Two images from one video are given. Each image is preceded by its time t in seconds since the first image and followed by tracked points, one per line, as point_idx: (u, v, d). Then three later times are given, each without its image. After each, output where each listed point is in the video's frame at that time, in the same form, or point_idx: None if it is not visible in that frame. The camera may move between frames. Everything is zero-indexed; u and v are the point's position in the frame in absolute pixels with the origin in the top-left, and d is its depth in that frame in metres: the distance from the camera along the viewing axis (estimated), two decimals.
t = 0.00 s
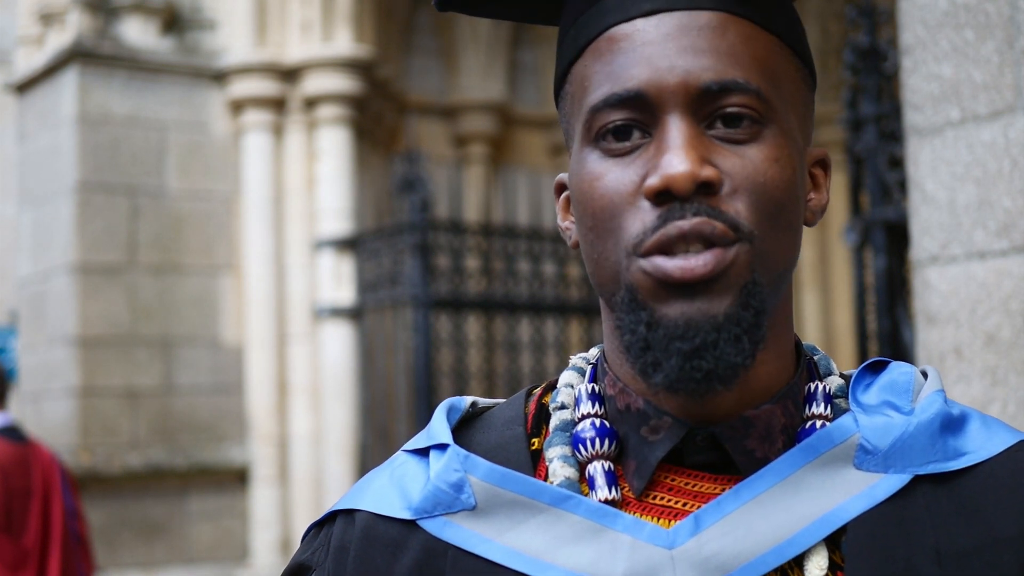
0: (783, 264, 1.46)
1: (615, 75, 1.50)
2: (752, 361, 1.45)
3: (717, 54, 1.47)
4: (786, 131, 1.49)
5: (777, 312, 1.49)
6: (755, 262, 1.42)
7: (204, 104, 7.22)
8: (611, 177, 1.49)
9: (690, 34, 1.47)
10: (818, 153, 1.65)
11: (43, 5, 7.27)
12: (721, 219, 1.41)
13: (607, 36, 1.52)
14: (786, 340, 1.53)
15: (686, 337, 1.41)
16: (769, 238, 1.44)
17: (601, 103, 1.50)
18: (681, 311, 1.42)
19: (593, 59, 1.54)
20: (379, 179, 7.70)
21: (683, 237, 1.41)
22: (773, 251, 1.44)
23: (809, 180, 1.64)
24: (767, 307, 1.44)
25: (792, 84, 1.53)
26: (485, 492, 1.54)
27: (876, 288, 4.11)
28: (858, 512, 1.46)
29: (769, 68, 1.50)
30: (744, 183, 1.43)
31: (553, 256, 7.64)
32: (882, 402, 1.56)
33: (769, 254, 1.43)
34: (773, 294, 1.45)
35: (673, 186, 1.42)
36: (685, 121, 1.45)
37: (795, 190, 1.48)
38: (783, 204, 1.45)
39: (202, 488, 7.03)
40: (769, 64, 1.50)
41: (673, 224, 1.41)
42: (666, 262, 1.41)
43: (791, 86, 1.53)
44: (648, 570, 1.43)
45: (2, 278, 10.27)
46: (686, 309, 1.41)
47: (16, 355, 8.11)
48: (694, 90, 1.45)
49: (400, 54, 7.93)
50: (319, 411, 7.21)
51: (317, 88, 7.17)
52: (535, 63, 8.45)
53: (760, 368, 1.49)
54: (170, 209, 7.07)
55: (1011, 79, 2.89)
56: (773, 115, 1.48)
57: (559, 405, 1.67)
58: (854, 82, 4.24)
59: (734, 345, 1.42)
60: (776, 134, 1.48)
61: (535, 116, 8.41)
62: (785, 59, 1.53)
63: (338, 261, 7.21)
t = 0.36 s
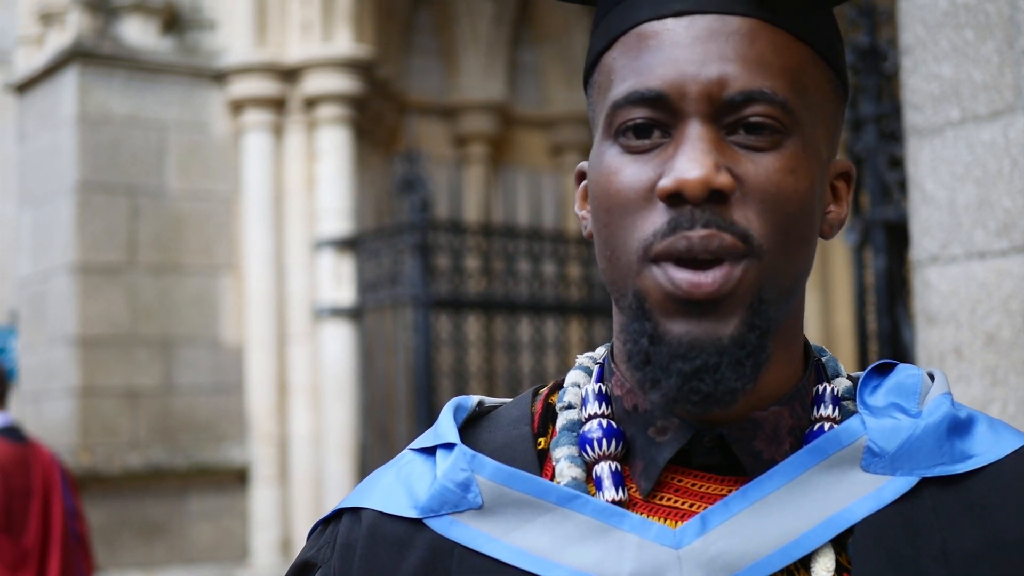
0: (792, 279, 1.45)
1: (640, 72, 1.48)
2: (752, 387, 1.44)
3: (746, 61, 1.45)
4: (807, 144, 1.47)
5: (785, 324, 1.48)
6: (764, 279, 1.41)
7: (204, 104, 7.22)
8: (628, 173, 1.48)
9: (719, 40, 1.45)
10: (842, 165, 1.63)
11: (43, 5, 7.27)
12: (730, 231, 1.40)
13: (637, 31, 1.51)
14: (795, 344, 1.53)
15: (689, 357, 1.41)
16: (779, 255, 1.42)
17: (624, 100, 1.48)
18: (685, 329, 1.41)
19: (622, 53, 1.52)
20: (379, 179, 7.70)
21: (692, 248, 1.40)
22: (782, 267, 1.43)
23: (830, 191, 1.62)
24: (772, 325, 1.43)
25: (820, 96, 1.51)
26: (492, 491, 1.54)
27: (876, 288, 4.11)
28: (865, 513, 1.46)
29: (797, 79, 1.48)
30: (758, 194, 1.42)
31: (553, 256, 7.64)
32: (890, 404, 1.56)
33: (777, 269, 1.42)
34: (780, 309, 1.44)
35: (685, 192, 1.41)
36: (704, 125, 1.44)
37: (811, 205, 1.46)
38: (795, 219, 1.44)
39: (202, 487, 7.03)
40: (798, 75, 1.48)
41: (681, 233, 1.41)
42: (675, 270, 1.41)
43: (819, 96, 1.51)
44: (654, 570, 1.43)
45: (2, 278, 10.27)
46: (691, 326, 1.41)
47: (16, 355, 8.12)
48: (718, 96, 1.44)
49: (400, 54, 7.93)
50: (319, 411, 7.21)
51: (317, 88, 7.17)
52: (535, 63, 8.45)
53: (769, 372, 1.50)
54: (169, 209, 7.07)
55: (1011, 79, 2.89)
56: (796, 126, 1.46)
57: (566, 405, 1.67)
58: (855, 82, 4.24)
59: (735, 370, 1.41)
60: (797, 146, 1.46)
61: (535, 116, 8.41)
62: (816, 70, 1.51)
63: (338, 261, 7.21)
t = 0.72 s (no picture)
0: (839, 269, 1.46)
1: (685, 66, 1.48)
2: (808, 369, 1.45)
3: (789, 53, 1.46)
4: (848, 136, 1.49)
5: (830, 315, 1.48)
6: (818, 268, 1.42)
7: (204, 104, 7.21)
8: (675, 169, 1.47)
9: (765, 31, 1.46)
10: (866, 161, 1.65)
11: (43, 6, 7.27)
12: (790, 219, 1.40)
13: (677, 26, 1.50)
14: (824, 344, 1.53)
15: (750, 341, 1.41)
16: (832, 244, 1.43)
17: (670, 94, 1.48)
18: (743, 314, 1.41)
19: (660, 49, 1.51)
20: (379, 179, 7.70)
21: (751, 235, 1.40)
22: (833, 258, 1.44)
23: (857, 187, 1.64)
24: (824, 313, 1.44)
25: (853, 90, 1.53)
26: (516, 486, 1.54)
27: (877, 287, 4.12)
28: (890, 515, 1.46)
29: (835, 71, 1.49)
30: (811, 185, 1.43)
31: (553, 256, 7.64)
32: (915, 406, 1.56)
33: (830, 258, 1.43)
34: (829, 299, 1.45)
35: (744, 182, 1.40)
36: (755, 117, 1.44)
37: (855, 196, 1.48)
38: (844, 209, 1.45)
39: (202, 488, 7.03)
40: (837, 68, 1.49)
41: (740, 222, 1.40)
42: (734, 262, 1.40)
43: (852, 89, 1.53)
44: (677, 570, 1.43)
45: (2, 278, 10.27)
46: (750, 312, 1.41)
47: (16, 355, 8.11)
48: (769, 87, 1.44)
49: (399, 54, 7.93)
50: (319, 411, 7.21)
51: (316, 88, 7.17)
52: (535, 63, 8.45)
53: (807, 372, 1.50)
54: (170, 209, 7.06)
55: (1011, 79, 2.89)
56: (839, 118, 1.47)
57: (590, 400, 1.67)
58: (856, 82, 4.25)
59: (797, 352, 1.42)
60: (840, 138, 1.47)
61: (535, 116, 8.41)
62: (848, 65, 1.53)
63: (338, 261, 7.20)
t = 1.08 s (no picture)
0: (844, 272, 1.44)
1: (686, 71, 1.46)
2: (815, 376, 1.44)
3: (791, 56, 1.44)
4: (853, 137, 1.47)
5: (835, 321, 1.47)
6: (821, 273, 1.41)
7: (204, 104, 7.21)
8: (678, 175, 1.46)
9: (765, 34, 1.44)
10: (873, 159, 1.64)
11: (43, 5, 7.27)
12: (792, 223, 1.39)
13: (678, 31, 1.49)
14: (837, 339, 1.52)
15: (755, 350, 1.40)
16: (835, 247, 1.42)
17: (671, 99, 1.46)
18: (749, 323, 1.40)
19: (662, 54, 1.50)
20: (379, 179, 7.70)
21: (754, 238, 1.39)
22: (836, 261, 1.43)
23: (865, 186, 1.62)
24: (829, 317, 1.43)
25: (857, 89, 1.51)
26: (527, 476, 1.54)
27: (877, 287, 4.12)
28: (903, 508, 1.46)
29: (838, 72, 1.47)
30: (813, 188, 1.41)
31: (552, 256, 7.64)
32: (927, 402, 1.56)
33: (833, 262, 1.42)
34: (834, 302, 1.44)
35: (744, 188, 1.39)
36: (757, 121, 1.42)
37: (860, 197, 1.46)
38: (849, 211, 1.44)
39: (202, 488, 7.02)
40: (839, 69, 1.48)
41: (742, 227, 1.39)
42: (737, 269, 1.39)
43: (856, 89, 1.51)
44: (689, 559, 1.43)
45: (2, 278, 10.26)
46: (755, 322, 1.40)
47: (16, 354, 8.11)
48: (770, 90, 1.42)
49: (399, 55, 7.92)
50: (318, 411, 7.21)
51: (316, 88, 7.16)
52: (535, 63, 8.45)
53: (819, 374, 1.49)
54: (170, 209, 7.06)
55: (1011, 79, 2.89)
56: (842, 120, 1.46)
57: (602, 395, 1.67)
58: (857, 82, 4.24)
59: (802, 360, 1.41)
60: (844, 139, 1.46)
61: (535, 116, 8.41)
62: (852, 65, 1.51)
63: (338, 261, 7.20)
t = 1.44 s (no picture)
0: (822, 271, 1.44)
1: (662, 73, 1.47)
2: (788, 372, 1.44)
3: (767, 57, 1.44)
4: (833, 137, 1.46)
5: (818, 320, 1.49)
6: (794, 271, 1.40)
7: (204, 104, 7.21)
8: (655, 176, 1.46)
9: (740, 36, 1.44)
10: (866, 157, 1.63)
11: (43, 5, 7.27)
12: (762, 222, 1.39)
13: (657, 34, 1.49)
14: (825, 340, 1.53)
15: (723, 345, 1.40)
16: (810, 246, 1.41)
17: (647, 101, 1.47)
18: (719, 319, 1.40)
19: (642, 56, 1.51)
20: (379, 179, 7.70)
21: (722, 239, 1.39)
22: (812, 260, 1.42)
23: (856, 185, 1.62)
24: (806, 315, 1.42)
25: (842, 88, 1.50)
26: (519, 479, 1.54)
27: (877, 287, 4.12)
28: (895, 510, 1.46)
29: (818, 72, 1.47)
30: (787, 188, 1.41)
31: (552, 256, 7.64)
32: (919, 403, 1.56)
33: (807, 261, 1.41)
34: (812, 301, 1.43)
35: (715, 189, 1.40)
36: (730, 122, 1.43)
37: (839, 195, 1.45)
38: (825, 210, 1.43)
39: (202, 488, 7.02)
40: (819, 68, 1.47)
41: (712, 227, 1.39)
42: (705, 268, 1.40)
43: (841, 89, 1.50)
44: (680, 562, 1.43)
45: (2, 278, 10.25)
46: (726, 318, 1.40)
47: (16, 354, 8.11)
48: (743, 92, 1.42)
49: (399, 55, 7.92)
50: (318, 411, 7.21)
51: (316, 88, 7.16)
52: (535, 63, 8.45)
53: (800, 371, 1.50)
54: (170, 209, 7.06)
55: (1011, 79, 2.89)
56: (820, 119, 1.45)
57: (594, 398, 1.67)
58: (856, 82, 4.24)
59: (771, 355, 1.41)
60: (822, 139, 1.45)
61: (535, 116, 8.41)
62: (837, 64, 1.50)
63: (338, 261, 7.21)
